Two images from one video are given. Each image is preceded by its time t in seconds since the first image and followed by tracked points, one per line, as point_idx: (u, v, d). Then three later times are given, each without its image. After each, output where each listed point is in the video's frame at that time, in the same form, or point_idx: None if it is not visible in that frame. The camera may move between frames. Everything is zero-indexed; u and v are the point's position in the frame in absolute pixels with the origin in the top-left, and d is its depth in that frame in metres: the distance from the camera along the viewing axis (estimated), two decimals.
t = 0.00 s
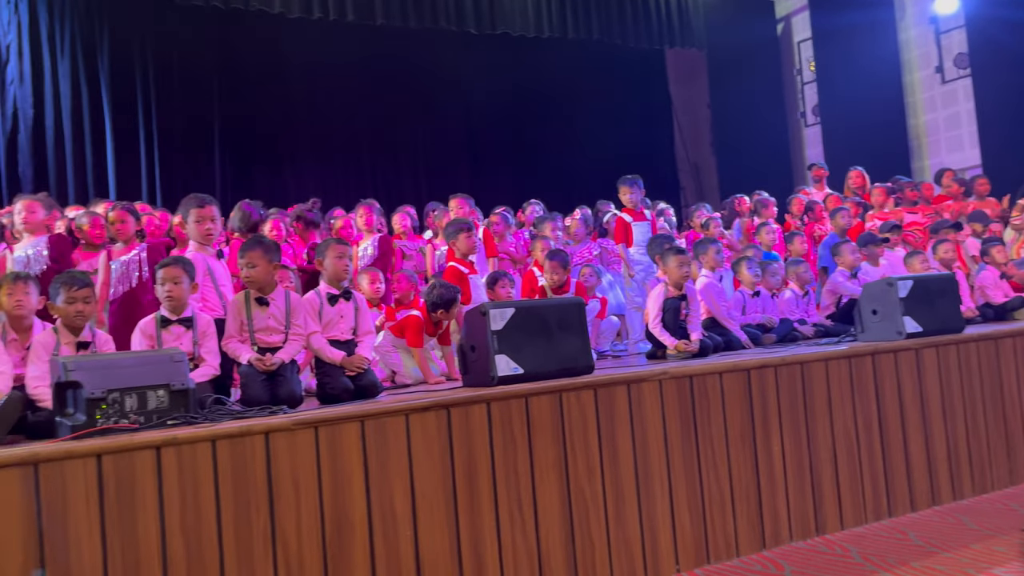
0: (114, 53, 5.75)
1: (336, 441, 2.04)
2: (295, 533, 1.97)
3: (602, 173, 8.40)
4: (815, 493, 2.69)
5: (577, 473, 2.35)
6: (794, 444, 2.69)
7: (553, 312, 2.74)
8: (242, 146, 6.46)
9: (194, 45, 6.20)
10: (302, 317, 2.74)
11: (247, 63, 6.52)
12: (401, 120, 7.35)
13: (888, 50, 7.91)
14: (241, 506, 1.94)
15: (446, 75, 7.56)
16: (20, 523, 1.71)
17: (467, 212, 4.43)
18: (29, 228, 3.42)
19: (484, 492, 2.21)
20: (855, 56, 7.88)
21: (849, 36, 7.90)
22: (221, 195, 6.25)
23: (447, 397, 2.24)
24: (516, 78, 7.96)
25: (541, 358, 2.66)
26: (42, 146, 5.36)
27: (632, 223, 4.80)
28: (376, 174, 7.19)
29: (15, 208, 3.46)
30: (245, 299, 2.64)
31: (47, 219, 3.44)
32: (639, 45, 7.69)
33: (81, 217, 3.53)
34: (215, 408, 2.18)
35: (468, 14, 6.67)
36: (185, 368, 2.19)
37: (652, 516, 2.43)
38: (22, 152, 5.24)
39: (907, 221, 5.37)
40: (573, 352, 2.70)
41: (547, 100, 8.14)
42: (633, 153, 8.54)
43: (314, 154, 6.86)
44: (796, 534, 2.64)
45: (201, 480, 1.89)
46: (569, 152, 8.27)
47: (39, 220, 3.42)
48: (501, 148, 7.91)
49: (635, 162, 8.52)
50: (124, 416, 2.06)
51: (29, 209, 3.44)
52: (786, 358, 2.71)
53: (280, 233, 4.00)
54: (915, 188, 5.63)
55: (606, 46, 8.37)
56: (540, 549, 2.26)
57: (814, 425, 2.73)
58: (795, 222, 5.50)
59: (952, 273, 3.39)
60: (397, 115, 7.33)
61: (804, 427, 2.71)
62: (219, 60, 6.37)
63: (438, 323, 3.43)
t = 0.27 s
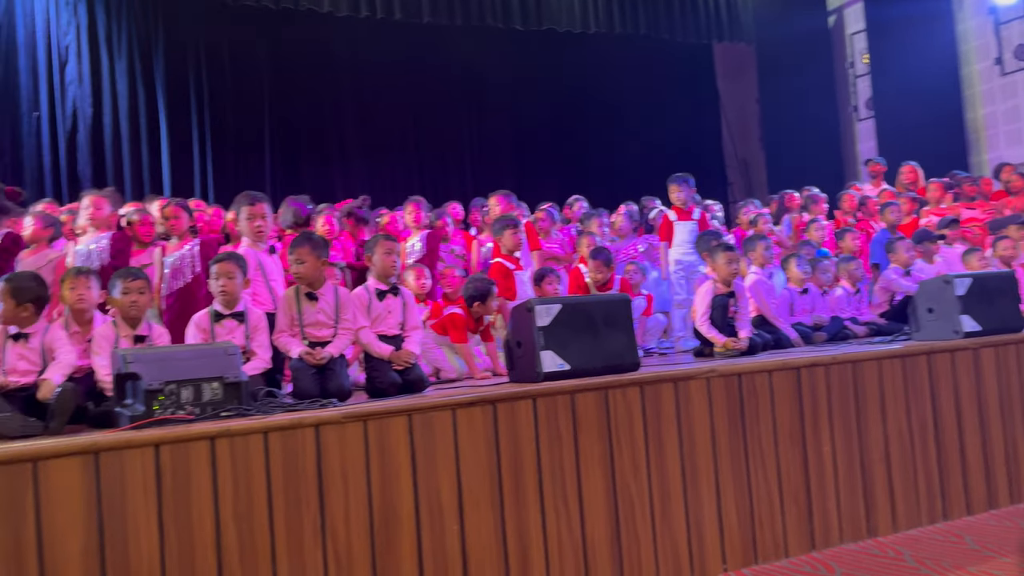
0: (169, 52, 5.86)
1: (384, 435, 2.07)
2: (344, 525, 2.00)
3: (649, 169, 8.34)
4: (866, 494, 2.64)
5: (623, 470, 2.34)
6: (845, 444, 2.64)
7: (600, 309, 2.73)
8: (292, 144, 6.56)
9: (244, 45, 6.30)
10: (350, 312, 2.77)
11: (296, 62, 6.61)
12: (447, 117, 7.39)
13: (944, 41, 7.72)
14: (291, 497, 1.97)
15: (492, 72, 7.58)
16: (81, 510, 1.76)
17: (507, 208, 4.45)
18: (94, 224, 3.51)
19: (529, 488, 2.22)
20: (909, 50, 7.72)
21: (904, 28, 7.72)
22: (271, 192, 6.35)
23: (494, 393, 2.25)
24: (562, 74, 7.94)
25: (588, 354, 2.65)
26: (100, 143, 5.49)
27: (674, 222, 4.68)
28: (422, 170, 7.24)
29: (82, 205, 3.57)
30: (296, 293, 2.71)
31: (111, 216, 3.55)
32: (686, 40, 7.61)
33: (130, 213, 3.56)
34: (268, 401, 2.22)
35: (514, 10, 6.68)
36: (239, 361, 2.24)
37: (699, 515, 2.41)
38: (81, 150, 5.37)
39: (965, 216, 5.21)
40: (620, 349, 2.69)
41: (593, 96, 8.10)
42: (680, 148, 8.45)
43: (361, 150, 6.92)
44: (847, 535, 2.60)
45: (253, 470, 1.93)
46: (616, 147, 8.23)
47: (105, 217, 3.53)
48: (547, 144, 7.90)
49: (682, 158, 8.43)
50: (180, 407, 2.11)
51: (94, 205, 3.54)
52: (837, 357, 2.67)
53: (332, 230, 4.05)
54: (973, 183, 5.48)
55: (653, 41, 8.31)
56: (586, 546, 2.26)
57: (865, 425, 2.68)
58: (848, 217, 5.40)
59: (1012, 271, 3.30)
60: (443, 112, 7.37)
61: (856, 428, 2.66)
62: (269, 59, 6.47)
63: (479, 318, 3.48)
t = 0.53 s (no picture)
0: (230, 50, 5.97)
1: (441, 427, 2.09)
2: (402, 516, 2.02)
3: (705, 162, 8.23)
4: (932, 496, 2.57)
5: (681, 467, 2.32)
6: (910, 444, 2.58)
7: (656, 304, 2.71)
8: (350, 139, 6.64)
9: (303, 42, 6.39)
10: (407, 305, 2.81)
11: (353, 58, 6.68)
12: (502, 111, 7.41)
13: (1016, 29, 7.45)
14: (351, 487, 2.00)
15: (547, 66, 7.56)
16: (150, 495, 1.82)
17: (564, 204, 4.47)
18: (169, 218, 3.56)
19: (585, 483, 2.21)
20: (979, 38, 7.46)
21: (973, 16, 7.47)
22: (329, 187, 6.44)
23: (550, 387, 2.25)
24: (617, 67, 7.88)
25: (644, 350, 2.63)
26: (165, 140, 5.61)
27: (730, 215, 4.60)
28: (477, 165, 7.28)
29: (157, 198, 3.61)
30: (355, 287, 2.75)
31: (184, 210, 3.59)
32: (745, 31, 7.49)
33: (195, 208, 3.70)
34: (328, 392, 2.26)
35: (570, 4, 6.64)
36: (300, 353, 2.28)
37: (757, 513, 2.38)
38: (147, 147, 5.50)
39: None
40: (677, 344, 2.66)
41: (649, 89, 8.03)
42: (738, 142, 8.33)
43: (417, 145, 6.98)
44: (911, 538, 2.54)
45: (314, 460, 1.96)
46: (672, 141, 8.14)
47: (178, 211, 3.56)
48: (602, 138, 7.86)
49: (740, 151, 8.30)
50: (244, 397, 2.16)
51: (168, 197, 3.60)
52: (902, 355, 2.60)
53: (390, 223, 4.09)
54: None
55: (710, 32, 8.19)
56: (643, 542, 2.25)
57: (931, 425, 2.61)
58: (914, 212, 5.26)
59: None
60: (498, 107, 7.39)
61: (922, 427, 2.60)
62: (327, 56, 6.55)
63: (536, 312, 3.46)
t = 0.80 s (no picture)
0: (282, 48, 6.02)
1: (489, 421, 2.10)
2: (450, 508, 2.03)
3: (754, 157, 8.13)
4: (991, 499, 2.51)
5: (730, 464, 2.29)
6: (968, 446, 2.51)
7: (706, 300, 2.68)
8: (397, 135, 6.70)
9: (352, 39, 6.45)
10: (455, 300, 2.82)
11: (401, 55, 6.72)
12: (548, 107, 7.41)
13: None
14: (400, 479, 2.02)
15: (594, 60, 7.53)
16: (206, 484, 1.86)
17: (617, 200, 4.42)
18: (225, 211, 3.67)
19: (633, 478, 2.20)
20: None
21: None
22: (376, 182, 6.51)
23: (599, 382, 2.24)
24: (666, 61, 7.81)
25: (693, 345, 2.61)
26: (218, 135, 5.69)
27: (776, 209, 4.55)
28: (523, 160, 7.30)
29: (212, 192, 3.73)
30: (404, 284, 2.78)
31: (239, 204, 3.70)
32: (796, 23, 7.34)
33: (246, 203, 3.70)
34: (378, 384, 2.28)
35: None
36: (351, 346, 2.32)
37: (809, 512, 2.34)
38: (201, 144, 5.59)
39: None
40: (728, 340, 2.63)
41: (697, 83, 7.94)
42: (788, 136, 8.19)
43: (463, 141, 7.03)
44: (968, 541, 2.47)
45: (365, 451, 1.99)
46: (720, 136, 8.06)
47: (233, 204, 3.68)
48: (648, 132, 7.82)
49: (790, 145, 8.17)
50: (297, 388, 2.19)
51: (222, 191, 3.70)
52: (961, 354, 2.54)
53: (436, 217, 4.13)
54: None
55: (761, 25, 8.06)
56: (691, 538, 2.23)
57: (991, 426, 2.54)
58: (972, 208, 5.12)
59: None
60: (545, 102, 7.39)
61: (981, 429, 2.53)
62: (376, 53, 6.60)
63: (592, 306, 3.44)
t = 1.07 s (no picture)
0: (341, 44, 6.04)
1: (548, 413, 2.10)
2: (508, 499, 2.04)
3: (816, 149, 7.96)
4: None
5: (792, 461, 2.25)
6: None
7: (768, 294, 2.63)
8: (454, 128, 6.74)
9: (411, 33, 6.41)
10: (512, 292, 2.82)
11: (459, 48, 6.72)
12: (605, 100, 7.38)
13: None
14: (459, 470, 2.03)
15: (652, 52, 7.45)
16: (271, 471, 1.90)
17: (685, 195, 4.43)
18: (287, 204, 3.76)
19: (693, 473, 2.18)
20: None
21: None
22: (433, 176, 6.58)
23: (658, 376, 2.22)
24: (725, 52, 7.68)
25: (754, 340, 2.57)
26: (280, 130, 5.75)
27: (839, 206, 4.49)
28: (578, 153, 7.30)
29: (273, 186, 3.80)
30: (461, 279, 2.80)
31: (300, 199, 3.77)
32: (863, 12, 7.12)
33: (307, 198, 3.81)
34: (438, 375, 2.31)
35: None
36: (411, 337, 2.35)
37: (874, 512, 2.29)
38: (263, 140, 5.66)
39: None
40: (790, 335, 2.58)
41: (758, 74, 7.79)
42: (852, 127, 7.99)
43: (519, 134, 7.06)
44: None
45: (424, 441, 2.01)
46: (781, 128, 7.91)
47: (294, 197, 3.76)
48: (706, 125, 7.73)
49: (854, 137, 7.96)
50: (358, 378, 2.22)
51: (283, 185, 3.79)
52: None
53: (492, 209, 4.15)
54: None
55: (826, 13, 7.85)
56: (750, 535, 2.21)
57: None
58: None
59: None
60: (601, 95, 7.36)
61: None
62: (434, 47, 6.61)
63: (660, 301, 3.40)
